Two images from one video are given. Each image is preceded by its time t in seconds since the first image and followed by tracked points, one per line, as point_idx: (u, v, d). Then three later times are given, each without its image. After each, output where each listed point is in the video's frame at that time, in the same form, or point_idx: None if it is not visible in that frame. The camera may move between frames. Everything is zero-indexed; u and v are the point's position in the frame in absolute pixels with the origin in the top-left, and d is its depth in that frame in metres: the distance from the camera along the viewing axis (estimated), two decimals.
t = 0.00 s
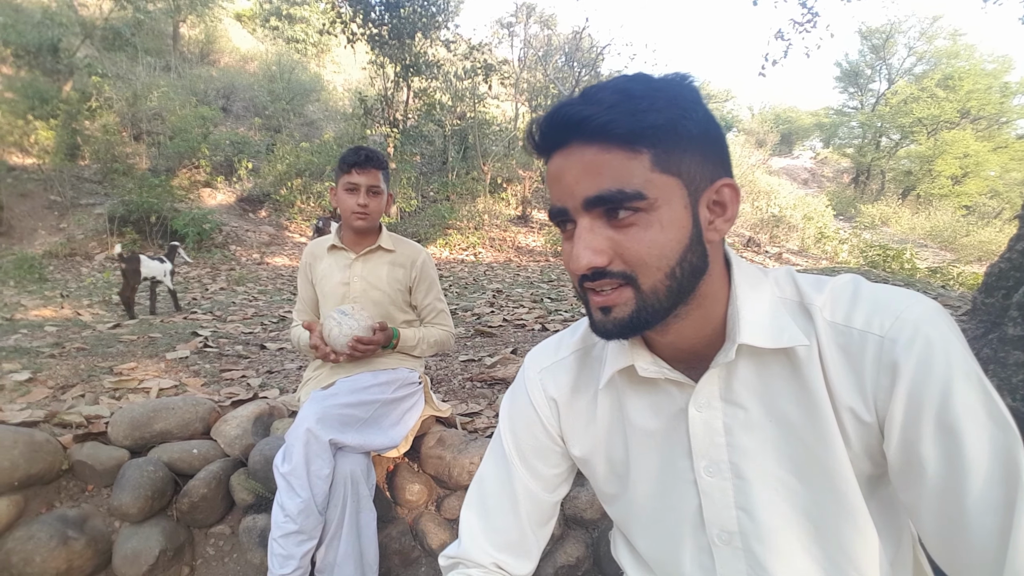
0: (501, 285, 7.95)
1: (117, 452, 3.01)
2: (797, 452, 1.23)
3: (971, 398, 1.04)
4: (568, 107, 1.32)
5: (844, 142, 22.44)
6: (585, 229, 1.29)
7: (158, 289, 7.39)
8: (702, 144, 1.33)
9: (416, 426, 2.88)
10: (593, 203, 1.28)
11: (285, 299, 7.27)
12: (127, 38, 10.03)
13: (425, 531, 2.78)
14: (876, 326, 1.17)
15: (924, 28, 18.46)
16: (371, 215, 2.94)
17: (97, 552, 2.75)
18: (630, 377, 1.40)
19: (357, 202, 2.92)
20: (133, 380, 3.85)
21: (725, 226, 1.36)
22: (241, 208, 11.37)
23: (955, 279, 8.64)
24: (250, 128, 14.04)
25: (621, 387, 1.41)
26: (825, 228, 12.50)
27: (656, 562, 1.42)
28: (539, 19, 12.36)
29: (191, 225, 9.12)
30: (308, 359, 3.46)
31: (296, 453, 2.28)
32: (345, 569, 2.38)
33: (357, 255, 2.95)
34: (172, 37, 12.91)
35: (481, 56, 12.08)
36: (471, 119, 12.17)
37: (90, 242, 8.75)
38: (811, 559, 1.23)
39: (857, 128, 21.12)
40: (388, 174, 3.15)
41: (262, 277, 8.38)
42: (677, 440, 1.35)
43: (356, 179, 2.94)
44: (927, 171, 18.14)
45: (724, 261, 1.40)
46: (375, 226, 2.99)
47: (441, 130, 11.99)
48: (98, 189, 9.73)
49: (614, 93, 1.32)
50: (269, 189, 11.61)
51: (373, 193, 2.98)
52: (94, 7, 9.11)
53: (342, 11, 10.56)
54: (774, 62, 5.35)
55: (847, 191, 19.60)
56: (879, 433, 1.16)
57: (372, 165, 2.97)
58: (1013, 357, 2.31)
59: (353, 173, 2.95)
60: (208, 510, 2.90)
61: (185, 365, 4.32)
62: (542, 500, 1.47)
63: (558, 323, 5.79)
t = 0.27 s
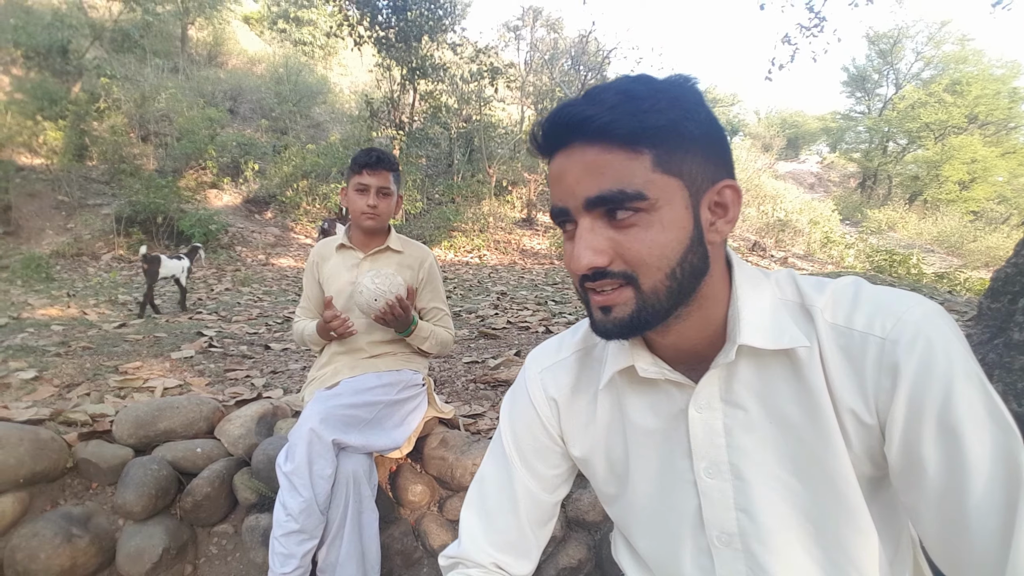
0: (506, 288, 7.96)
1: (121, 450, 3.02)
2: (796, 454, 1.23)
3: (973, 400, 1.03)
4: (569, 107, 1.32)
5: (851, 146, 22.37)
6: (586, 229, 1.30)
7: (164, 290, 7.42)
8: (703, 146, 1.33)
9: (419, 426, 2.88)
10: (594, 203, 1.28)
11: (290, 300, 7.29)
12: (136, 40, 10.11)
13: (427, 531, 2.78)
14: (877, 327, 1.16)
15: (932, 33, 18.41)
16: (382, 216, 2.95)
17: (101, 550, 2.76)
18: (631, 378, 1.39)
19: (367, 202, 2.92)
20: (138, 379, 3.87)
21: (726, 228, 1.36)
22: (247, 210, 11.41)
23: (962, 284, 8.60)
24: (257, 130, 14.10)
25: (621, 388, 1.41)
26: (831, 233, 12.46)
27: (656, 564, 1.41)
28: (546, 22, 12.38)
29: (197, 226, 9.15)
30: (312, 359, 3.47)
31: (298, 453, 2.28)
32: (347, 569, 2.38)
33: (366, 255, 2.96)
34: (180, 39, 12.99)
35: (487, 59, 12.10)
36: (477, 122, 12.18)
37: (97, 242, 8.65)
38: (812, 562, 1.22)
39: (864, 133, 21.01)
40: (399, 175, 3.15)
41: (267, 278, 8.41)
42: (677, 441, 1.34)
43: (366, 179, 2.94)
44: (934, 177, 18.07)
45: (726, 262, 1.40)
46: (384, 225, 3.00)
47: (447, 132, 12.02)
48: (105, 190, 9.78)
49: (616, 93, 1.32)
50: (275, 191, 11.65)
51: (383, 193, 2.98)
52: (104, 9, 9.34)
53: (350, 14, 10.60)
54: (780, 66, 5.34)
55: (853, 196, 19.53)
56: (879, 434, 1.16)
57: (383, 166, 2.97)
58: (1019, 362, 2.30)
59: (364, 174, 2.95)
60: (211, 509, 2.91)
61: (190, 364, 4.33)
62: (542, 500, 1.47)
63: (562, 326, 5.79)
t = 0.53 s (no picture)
0: (507, 289, 7.96)
1: (123, 452, 3.02)
2: (797, 457, 1.23)
3: (973, 402, 1.03)
4: (578, 104, 1.32)
5: (853, 148, 22.34)
6: (596, 227, 1.29)
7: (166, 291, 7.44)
8: (710, 145, 1.34)
9: (420, 428, 2.88)
10: (606, 200, 1.28)
11: (292, 301, 7.30)
12: (138, 42, 10.14)
13: (428, 533, 2.78)
14: (877, 329, 1.16)
15: (934, 35, 18.41)
16: (384, 219, 2.95)
17: (103, 551, 2.77)
18: (632, 380, 1.40)
19: (371, 205, 2.93)
20: (140, 381, 3.88)
21: (730, 227, 1.37)
22: (249, 211, 11.43)
23: (964, 286, 8.59)
24: (259, 132, 14.14)
25: (622, 390, 1.41)
26: (833, 234, 12.45)
27: (657, 565, 1.41)
28: (547, 24, 12.40)
29: (199, 228, 9.16)
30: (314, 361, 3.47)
31: (300, 454, 2.29)
32: (348, 570, 2.38)
33: (369, 257, 2.96)
34: (182, 41, 13.04)
35: (489, 61, 12.11)
36: (479, 123, 12.18)
37: (99, 243, 8.70)
38: (812, 563, 1.22)
39: (866, 135, 20.96)
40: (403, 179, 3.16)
41: (269, 280, 8.43)
42: (678, 443, 1.35)
43: (371, 181, 2.95)
44: (936, 178, 18.03)
45: (726, 264, 1.40)
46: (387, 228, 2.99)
47: (448, 134, 11.99)
48: (108, 191, 9.80)
49: (626, 90, 1.33)
50: (277, 192, 11.67)
51: (387, 196, 2.99)
52: (105, 11, 9.52)
53: (351, 15, 10.64)
54: (782, 68, 5.35)
55: (855, 198, 19.52)
56: (880, 436, 1.16)
57: (389, 169, 2.98)
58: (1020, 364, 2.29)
59: (369, 176, 2.96)
60: (212, 510, 2.91)
61: (191, 366, 4.34)
62: (542, 502, 1.48)
63: (564, 328, 5.79)
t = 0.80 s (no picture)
0: (509, 281, 7.95)
1: (125, 446, 3.04)
2: (799, 455, 1.23)
3: (974, 400, 1.02)
4: (602, 89, 1.31)
5: (857, 137, 22.19)
6: (625, 213, 1.27)
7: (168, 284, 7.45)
8: (719, 139, 1.39)
9: (422, 422, 2.89)
10: (636, 184, 1.27)
11: (294, 294, 7.30)
12: (138, 34, 10.09)
13: (430, 526, 2.79)
14: (879, 327, 1.15)
15: (939, 22, 18.24)
16: (381, 213, 2.93)
17: (106, 545, 2.79)
18: (633, 379, 1.39)
19: (367, 199, 2.91)
20: (142, 375, 3.89)
21: (736, 220, 1.41)
22: (251, 204, 11.41)
23: (968, 276, 8.55)
24: (260, 124, 14.10)
25: (623, 388, 1.40)
26: (836, 225, 12.39)
27: (660, 563, 1.41)
28: (549, 14, 12.30)
29: (201, 221, 9.15)
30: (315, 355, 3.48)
31: (302, 449, 2.29)
32: (350, 564, 2.39)
33: (367, 251, 2.95)
34: (182, 32, 12.98)
35: (490, 51, 12.02)
36: (480, 115, 12.11)
37: (102, 237, 8.72)
38: (815, 561, 1.22)
39: (870, 124, 20.78)
40: (399, 171, 3.14)
41: (271, 272, 8.44)
42: (679, 441, 1.34)
43: (366, 175, 2.93)
44: (940, 168, 17.91)
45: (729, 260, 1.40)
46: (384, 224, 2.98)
47: (450, 125, 11.95)
48: (109, 184, 9.79)
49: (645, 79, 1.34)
50: (279, 185, 11.66)
51: (383, 190, 2.97)
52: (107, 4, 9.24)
53: (352, 6, 10.57)
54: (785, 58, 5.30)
55: (859, 188, 19.41)
56: (881, 435, 1.15)
57: (384, 162, 2.96)
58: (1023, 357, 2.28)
59: (364, 170, 2.95)
60: (215, 504, 2.93)
61: (194, 360, 4.35)
62: (543, 500, 1.47)
63: (566, 320, 5.79)
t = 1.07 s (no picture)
0: (511, 283, 7.95)
1: (128, 451, 3.04)
2: (799, 452, 1.23)
3: (972, 395, 1.02)
4: (601, 87, 1.31)
5: (858, 135, 22.14)
6: (624, 212, 1.27)
7: (170, 289, 7.47)
8: (716, 138, 1.39)
9: (423, 424, 2.89)
10: (635, 184, 1.27)
11: (296, 298, 7.31)
12: (139, 40, 10.13)
13: (432, 528, 2.78)
14: (876, 323, 1.15)
15: (939, 19, 18.22)
16: (381, 216, 2.94)
17: (109, 550, 2.79)
18: (632, 377, 1.39)
19: (366, 203, 2.91)
20: (144, 380, 3.89)
21: (733, 219, 1.41)
22: (252, 208, 11.43)
23: (970, 273, 8.52)
24: (261, 128, 14.14)
25: (622, 387, 1.40)
26: (838, 223, 12.38)
27: (660, 561, 1.41)
28: (548, 15, 12.30)
29: (203, 225, 9.17)
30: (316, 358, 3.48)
31: (303, 452, 2.29)
32: (352, 567, 2.39)
33: (367, 254, 2.95)
34: (183, 38, 13.03)
35: (490, 53, 12.03)
36: (481, 117, 12.13)
37: (104, 242, 8.76)
38: (816, 559, 1.22)
39: (871, 121, 20.72)
40: (398, 172, 3.14)
41: (273, 276, 8.46)
42: (679, 439, 1.34)
43: (365, 179, 2.94)
44: (942, 165, 17.87)
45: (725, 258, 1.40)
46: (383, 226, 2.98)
47: (450, 127, 11.99)
48: (111, 190, 9.83)
49: (644, 78, 1.34)
50: (280, 189, 11.69)
51: (382, 193, 2.98)
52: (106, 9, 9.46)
53: (351, 10, 10.59)
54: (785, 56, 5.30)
55: (860, 185, 19.39)
56: (880, 432, 1.15)
57: (382, 165, 2.96)
58: None
59: (363, 173, 2.95)
60: (217, 508, 2.93)
61: (196, 364, 4.36)
62: (543, 500, 1.47)
63: (567, 321, 5.78)
